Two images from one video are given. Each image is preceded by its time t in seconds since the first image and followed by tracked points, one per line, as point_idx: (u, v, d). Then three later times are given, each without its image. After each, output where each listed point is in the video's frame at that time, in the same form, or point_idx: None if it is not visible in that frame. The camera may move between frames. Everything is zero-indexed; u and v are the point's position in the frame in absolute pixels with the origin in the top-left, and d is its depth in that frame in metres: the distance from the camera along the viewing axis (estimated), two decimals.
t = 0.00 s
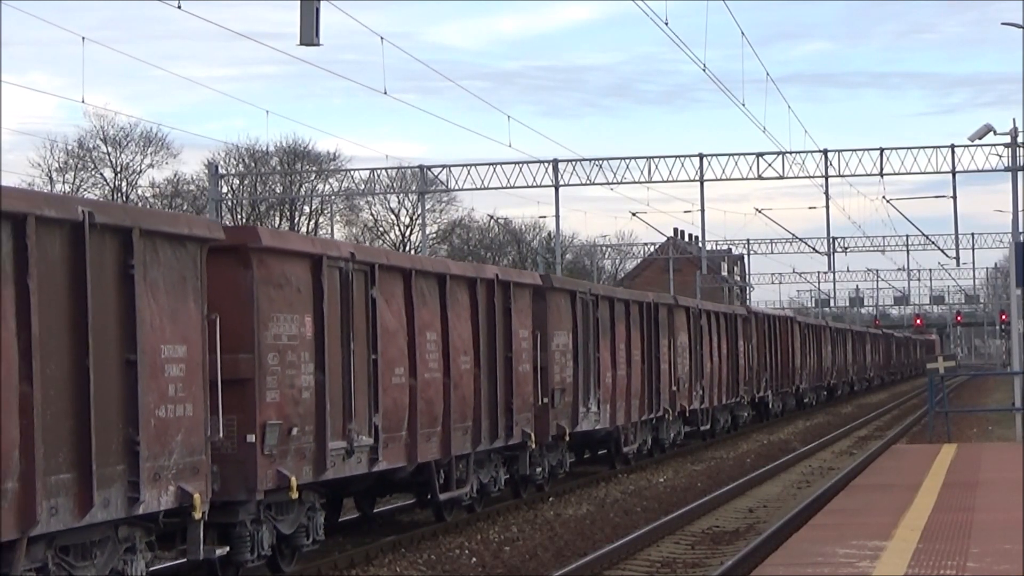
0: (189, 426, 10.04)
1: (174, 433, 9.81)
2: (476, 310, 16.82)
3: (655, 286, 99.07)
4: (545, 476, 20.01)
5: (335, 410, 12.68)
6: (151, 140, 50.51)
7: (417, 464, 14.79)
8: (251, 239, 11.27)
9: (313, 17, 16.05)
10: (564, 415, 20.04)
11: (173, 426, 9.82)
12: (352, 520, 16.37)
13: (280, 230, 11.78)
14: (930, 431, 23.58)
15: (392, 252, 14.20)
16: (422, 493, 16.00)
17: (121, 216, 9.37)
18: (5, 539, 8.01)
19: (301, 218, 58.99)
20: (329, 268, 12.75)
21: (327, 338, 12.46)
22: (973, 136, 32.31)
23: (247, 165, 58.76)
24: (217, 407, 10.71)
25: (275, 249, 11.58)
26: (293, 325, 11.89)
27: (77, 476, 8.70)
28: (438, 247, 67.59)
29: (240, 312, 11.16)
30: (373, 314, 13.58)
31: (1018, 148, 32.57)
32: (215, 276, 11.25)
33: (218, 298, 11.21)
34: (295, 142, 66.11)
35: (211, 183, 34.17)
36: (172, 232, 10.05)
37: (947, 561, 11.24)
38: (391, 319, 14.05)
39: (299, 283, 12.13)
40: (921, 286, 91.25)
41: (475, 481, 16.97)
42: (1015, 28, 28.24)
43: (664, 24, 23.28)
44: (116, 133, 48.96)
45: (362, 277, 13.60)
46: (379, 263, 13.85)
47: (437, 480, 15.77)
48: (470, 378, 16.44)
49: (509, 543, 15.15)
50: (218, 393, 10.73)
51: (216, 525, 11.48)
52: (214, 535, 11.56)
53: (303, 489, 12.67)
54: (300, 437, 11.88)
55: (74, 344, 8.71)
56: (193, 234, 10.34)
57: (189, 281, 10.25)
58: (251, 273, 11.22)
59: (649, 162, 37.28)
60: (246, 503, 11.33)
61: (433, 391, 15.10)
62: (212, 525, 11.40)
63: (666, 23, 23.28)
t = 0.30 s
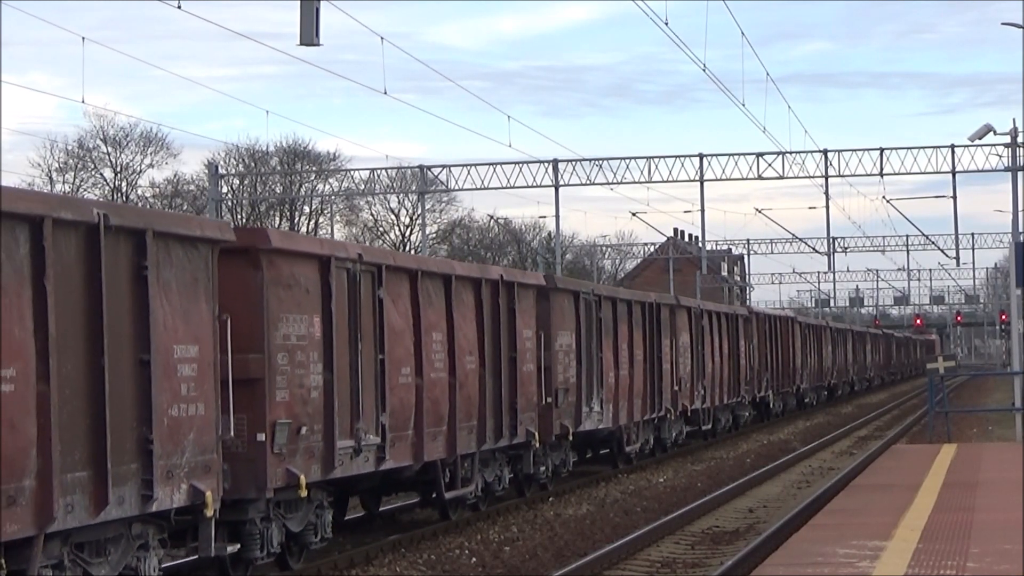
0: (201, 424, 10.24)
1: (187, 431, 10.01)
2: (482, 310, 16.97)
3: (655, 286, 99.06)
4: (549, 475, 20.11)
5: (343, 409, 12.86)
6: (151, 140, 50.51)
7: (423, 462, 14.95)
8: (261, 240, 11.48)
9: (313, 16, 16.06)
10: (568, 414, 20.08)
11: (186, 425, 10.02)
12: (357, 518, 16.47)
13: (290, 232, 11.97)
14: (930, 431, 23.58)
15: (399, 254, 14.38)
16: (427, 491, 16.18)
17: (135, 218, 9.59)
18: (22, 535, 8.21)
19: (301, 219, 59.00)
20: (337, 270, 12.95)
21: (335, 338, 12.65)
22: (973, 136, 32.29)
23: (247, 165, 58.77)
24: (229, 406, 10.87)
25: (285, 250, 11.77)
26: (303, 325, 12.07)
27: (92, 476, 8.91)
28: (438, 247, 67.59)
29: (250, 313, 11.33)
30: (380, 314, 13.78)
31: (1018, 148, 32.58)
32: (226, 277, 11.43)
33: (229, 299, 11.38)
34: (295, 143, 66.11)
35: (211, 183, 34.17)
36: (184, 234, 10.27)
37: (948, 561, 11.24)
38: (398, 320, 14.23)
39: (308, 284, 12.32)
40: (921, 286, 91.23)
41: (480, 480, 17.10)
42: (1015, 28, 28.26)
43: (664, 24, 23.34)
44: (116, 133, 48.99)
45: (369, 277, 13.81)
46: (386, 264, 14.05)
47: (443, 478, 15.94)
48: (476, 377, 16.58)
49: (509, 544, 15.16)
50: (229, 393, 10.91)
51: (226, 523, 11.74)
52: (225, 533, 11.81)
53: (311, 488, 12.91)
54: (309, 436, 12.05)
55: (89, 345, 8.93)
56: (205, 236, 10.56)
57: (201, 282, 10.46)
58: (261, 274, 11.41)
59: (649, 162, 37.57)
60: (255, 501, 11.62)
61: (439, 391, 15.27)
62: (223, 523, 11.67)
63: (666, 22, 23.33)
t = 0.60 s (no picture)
0: (213, 422, 10.50)
1: (200, 430, 10.26)
2: (487, 311, 17.09)
3: (655, 286, 99.03)
4: (553, 473, 20.20)
5: (352, 408, 13.09)
6: (151, 139, 50.53)
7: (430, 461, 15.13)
8: (273, 242, 11.71)
9: (312, 16, 16.05)
10: (572, 414, 20.13)
11: (199, 423, 10.27)
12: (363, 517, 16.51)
13: (300, 234, 12.19)
14: (931, 431, 23.58)
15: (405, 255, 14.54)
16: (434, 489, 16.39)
17: (151, 221, 9.84)
18: (41, 531, 8.45)
19: (301, 218, 59.01)
20: (346, 271, 13.19)
21: (344, 338, 12.88)
22: (973, 136, 32.28)
23: (247, 165, 58.80)
24: (241, 405, 11.11)
25: (295, 252, 11.99)
26: (313, 325, 12.29)
27: (109, 473, 9.16)
28: (438, 248, 67.60)
29: (262, 313, 11.57)
30: (388, 314, 13.99)
31: (1018, 148, 32.62)
32: (237, 278, 11.66)
33: (241, 300, 11.62)
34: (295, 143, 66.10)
35: (211, 183, 34.18)
36: (198, 236, 10.50)
37: (947, 561, 11.23)
38: (405, 320, 14.44)
39: (318, 285, 12.54)
40: (921, 286, 91.21)
41: (486, 479, 17.24)
42: (1014, 29, 28.32)
43: (664, 24, 23.43)
44: (116, 133, 48.99)
45: (377, 278, 14.02)
46: (394, 265, 14.25)
47: (449, 477, 16.12)
48: (482, 377, 16.70)
49: (509, 544, 15.16)
50: (241, 392, 11.13)
51: (237, 520, 11.87)
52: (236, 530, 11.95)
53: (320, 486, 13.04)
54: (319, 435, 12.27)
55: (106, 344, 9.17)
56: (218, 238, 10.81)
57: (214, 284, 10.69)
58: (272, 275, 11.63)
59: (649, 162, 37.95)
60: (266, 499, 11.75)
61: (446, 390, 15.43)
62: (235, 521, 11.80)
63: (666, 23, 23.42)
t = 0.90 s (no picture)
0: (225, 421, 10.69)
1: (211, 429, 10.44)
2: (492, 311, 17.14)
3: (655, 286, 99.02)
4: (557, 472, 20.27)
5: (359, 407, 13.21)
6: (151, 139, 50.52)
7: (436, 460, 15.23)
8: (282, 244, 11.85)
9: (312, 16, 16.04)
10: (575, 413, 20.16)
11: (210, 422, 10.45)
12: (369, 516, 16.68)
13: (309, 235, 12.34)
14: (930, 431, 23.58)
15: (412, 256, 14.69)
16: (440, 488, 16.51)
17: (164, 223, 10.03)
18: (59, 528, 8.62)
19: (301, 219, 59.00)
20: (353, 272, 13.33)
21: (351, 338, 13.03)
22: (973, 136, 32.26)
23: (247, 165, 58.79)
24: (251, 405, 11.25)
25: (304, 254, 12.15)
26: (321, 325, 12.45)
27: (123, 471, 9.35)
28: (438, 248, 67.56)
29: (270, 313, 11.69)
30: (394, 314, 14.11)
31: (1018, 148, 32.63)
32: (247, 279, 11.78)
33: (252, 300, 11.73)
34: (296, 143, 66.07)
35: (211, 183, 34.16)
36: (209, 237, 10.69)
37: (948, 561, 11.23)
38: (412, 320, 14.55)
39: (325, 286, 12.70)
40: (921, 286, 91.19)
41: (490, 478, 17.35)
42: (1014, 28, 28.29)
43: (664, 24, 23.42)
44: (116, 133, 48.97)
45: (384, 278, 14.15)
46: (400, 266, 14.36)
47: (455, 475, 16.24)
48: (486, 377, 16.79)
49: (509, 544, 15.15)
50: (252, 391, 11.28)
51: (247, 518, 12.03)
52: (246, 528, 12.11)
53: (328, 485, 13.19)
54: (327, 433, 12.43)
55: (121, 343, 9.36)
56: (229, 240, 11.00)
57: (224, 284, 10.90)
58: (282, 276, 11.78)
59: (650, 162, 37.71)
60: (275, 496, 11.91)
61: (451, 390, 15.53)
62: (244, 518, 11.96)
63: (666, 23, 23.41)
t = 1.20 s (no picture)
0: (237, 420, 10.97)
1: (224, 427, 10.72)
2: (498, 311, 17.24)
3: (655, 286, 99.00)
4: (560, 471, 20.35)
5: (367, 407, 13.37)
6: (151, 140, 50.51)
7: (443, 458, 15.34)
8: (292, 245, 12.03)
9: (313, 16, 16.05)
10: (579, 412, 20.18)
11: (223, 421, 10.72)
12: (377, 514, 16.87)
13: (320, 236, 12.50)
14: (930, 431, 23.58)
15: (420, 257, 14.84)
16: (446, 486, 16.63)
17: (178, 226, 10.31)
18: (76, 525, 8.90)
19: (301, 219, 58.98)
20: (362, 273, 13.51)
21: (361, 338, 13.21)
22: (973, 136, 32.23)
23: (247, 165, 58.78)
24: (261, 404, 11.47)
25: (315, 255, 12.32)
26: (331, 326, 12.62)
27: (139, 469, 9.61)
28: (438, 248, 67.51)
29: (280, 314, 11.88)
30: (402, 315, 14.26)
31: (1018, 148, 32.61)
32: (258, 280, 11.99)
33: (263, 301, 11.94)
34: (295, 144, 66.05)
35: (211, 183, 34.16)
36: (222, 239, 10.97)
37: (948, 561, 11.23)
38: (419, 320, 14.71)
39: (336, 286, 12.88)
40: (921, 286, 91.15)
41: (495, 477, 17.49)
42: (1015, 28, 28.20)
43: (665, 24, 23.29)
44: (116, 133, 48.94)
45: (392, 280, 14.28)
46: (407, 267, 14.52)
47: (461, 474, 16.36)
48: (493, 376, 16.84)
49: (509, 543, 15.15)
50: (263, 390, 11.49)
51: (258, 515, 12.19)
52: (256, 525, 12.27)
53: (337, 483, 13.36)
54: (336, 433, 12.59)
55: (137, 344, 9.64)
56: (241, 242, 11.26)
57: (236, 285, 11.16)
58: (292, 277, 11.96)
59: (649, 162, 37.24)
60: (286, 495, 12.04)
61: (457, 389, 15.66)
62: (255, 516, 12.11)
63: (667, 22, 23.26)
